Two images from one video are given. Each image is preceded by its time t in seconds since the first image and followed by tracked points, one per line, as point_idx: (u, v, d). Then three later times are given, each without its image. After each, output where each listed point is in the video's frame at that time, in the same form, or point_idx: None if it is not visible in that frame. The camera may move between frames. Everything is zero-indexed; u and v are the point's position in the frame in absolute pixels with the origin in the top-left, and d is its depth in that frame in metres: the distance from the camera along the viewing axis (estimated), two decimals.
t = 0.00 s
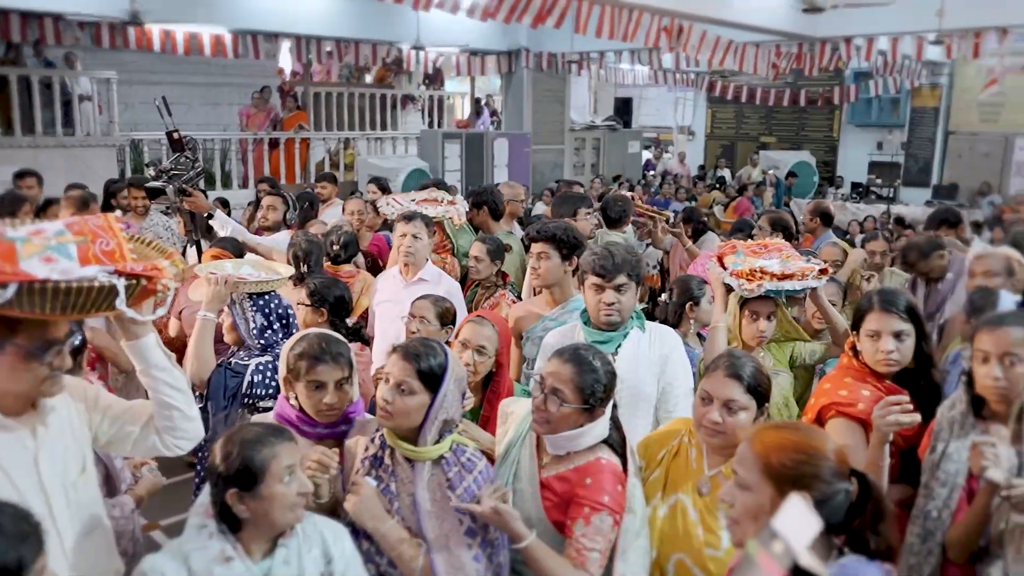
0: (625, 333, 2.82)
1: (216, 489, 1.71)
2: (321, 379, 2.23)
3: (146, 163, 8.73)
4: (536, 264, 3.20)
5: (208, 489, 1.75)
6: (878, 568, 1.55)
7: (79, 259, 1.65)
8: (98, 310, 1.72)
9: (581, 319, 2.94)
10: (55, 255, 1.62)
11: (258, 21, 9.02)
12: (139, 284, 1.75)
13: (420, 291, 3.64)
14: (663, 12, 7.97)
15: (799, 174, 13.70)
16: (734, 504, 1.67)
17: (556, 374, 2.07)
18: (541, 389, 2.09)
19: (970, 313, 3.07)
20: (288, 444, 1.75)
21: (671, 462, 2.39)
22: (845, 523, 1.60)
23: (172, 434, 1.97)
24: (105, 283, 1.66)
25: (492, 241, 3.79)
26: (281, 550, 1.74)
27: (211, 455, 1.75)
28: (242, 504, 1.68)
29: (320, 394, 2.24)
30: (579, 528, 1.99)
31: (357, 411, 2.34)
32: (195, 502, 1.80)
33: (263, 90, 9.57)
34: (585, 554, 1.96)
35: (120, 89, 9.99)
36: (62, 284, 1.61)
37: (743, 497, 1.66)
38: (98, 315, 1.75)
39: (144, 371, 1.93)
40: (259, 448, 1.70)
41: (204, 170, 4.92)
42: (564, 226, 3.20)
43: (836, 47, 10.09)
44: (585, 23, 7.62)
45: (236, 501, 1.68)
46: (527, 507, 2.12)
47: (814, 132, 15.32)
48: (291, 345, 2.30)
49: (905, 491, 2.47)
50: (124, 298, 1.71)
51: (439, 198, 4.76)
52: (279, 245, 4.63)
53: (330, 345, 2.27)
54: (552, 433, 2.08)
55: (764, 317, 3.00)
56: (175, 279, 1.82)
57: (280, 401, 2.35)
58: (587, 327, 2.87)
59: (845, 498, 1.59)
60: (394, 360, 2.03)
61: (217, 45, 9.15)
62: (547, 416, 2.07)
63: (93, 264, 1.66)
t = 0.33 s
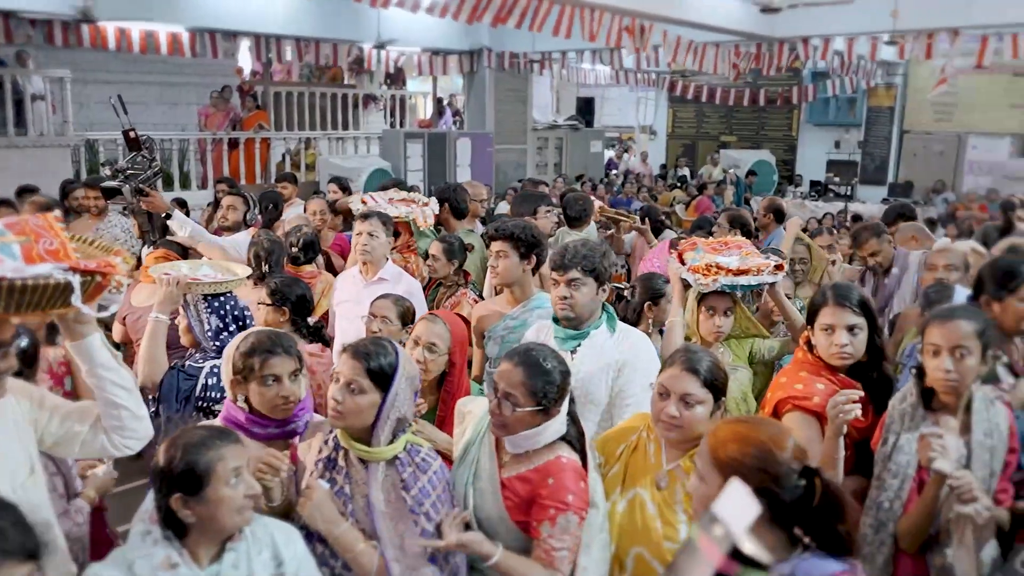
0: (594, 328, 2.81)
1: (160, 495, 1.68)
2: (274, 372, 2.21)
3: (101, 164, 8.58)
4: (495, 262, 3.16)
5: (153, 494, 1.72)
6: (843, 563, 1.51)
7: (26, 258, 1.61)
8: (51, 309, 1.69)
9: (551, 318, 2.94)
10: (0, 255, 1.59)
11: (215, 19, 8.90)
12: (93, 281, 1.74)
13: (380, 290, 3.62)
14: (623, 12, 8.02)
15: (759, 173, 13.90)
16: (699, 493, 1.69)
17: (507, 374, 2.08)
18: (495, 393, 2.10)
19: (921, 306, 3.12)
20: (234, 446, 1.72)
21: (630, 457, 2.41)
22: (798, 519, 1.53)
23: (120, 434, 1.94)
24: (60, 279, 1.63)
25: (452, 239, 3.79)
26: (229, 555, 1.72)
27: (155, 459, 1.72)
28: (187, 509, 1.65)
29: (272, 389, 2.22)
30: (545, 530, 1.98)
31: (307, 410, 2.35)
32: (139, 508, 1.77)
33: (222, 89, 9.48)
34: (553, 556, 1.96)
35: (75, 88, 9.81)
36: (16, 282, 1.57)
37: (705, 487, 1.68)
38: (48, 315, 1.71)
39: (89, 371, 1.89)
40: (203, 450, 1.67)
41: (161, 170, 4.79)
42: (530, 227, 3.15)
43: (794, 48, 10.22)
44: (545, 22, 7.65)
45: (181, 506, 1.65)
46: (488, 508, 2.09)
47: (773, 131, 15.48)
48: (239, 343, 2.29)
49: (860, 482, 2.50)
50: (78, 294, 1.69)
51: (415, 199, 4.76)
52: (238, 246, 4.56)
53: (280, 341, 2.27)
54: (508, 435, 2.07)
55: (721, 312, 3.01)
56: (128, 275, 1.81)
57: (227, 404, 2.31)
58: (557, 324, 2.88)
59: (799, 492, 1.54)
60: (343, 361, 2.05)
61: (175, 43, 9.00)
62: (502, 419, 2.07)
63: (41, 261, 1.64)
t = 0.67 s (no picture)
0: (563, 327, 2.78)
1: (100, 504, 1.64)
2: (233, 366, 2.19)
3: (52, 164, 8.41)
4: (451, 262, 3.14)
5: (93, 501, 1.68)
6: (800, 559, 1.54)
7: None
8: None
9: (524, 318, 2.93)
10: None
11: (170, 16, 8.75)
12: (38, 279, 1.84)
13: (338, 290, 3.58)
14: (582, 11, 8.05)
15: (719, 170, 14.08)
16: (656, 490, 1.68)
17: (460, 374, 2.06)
18: (448, 391, 2.08)
19: (873, 301, 3.17)
20: (176, 451, 1.68)
21: (587, 454, 2.41)
22: (755, 516, 1.53)
23: (63, 434, 1.90)
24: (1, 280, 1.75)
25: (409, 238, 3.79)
26: (172, 563, 1.69)
27: (95, 465, 1.68)
28: (128, 516, 1.62)
29: (228, 385, 2.19)
30: (504, 531, 1.97)
31: (260, 411, 2.32)
32: (79, 516, 1.73)
33: (178, 87, 9.33)
34: (512, 557, 1.95)
35: (26, 86, 9.60)
36: None
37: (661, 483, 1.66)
38: None
39: (31, 371, 1.85)
40: (145, 455, 1.63)
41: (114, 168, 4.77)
42: (484, 224, 3.13)
43: (751, 47, 10.34)
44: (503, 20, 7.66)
45: (122, 513, 1.62)
46: (444, 510, 2.07)
47: (732, 130, 15.65)
48: (191, 342, 2.27)
49: (816, 475, 2.51)
50: (22, 293, 1.81)
51: (379, 199, 4.73)
52: (195, 245, 4.49)
53: (233, 338, 2.25)
54: (462, 434, 2.05)
55: (679, 308, 3.01)
56: (72, 273, 1.91)
57: (177, 406, 2.26)
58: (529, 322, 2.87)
59: (758, 491, 1.53)
60: (285, 364, 2.02)
61: (128, 41, 8.76)
62: (454, 417, 2.05)
63: None
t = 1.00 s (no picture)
0: (530, 327, 2.70)
1: (41, 511, 1.60)
2: (202, 364, 2.18)
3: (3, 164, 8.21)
4: (409, 260, 3.11)
5: (33, 508, 1.63)
6: (758, 552, 1.51)
7: None
8: None
9: (490, 317, 2.84)
10: None
11: (125, 13, 8.58)
12: None
13: (297, 289, 3.54)
14: (542, 9, 8.07)
15: (681, 169, 14.21)
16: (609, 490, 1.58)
17: (420, 372, 2.04)
18: (405, 388, 2.05)
19: (832, 294, 3.21)
20: (121, 455, 1.64)
21: (548, 453, 2.39)
22: (719, 507, 1.53)
23: (11, 441, 1.85)
24: None
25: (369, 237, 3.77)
26: (117, 571, 1.65)
27: (34, 472, 1.63)
28: (70, 524, 1.58)
29: (196, 384, 2.17)
30: (464, 531, 1.96)
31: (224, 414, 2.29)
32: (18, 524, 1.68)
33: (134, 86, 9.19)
34: (473, 558, 1.94)
35: None
36: None
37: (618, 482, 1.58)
38: None
39: None
40: (87, 460, 1.59)
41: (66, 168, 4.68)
42: (441, 223, 3.11)
43: (711, 46, 10.43)
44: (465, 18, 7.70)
45: (64, 521, 1.58)
46: (401, 512, 2.04)
47: (693, 129, 15.81)
48: (156, 340, 2.24)
49: (775, 469, 2.52)
50: None
51: (341, 198, 4.66)
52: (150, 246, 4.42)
53: (201, 335, 2.23)
54: (419, 432, 2.04)
55: (639, 304, 3.02)
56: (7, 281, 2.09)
57: (141, 405, 2.21)
58: (495, 322, 2.78)
59: (724, 482, 1.53)
60: (237, 365, 1.98)
61: (81, 37, 8.58)
62: (411, 414, 2.03)
63: None
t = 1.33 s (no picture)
0: (494, 324, 2.67)
1: None
2: (175, 363, 2.14)
3: None
4: (368, 257, 3.08)
5: None
6: (713, 540, 1.50)
7: None
8: None
9: (451, 313, 2.81)
10: None
11: (80, 10, 8.42)
12: None
13: (256, 289, 3.50)
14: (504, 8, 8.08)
15: (644, 168, 14.29)
16: (569, 482, 1.56)
17: (386, 371, 2.03)
18: (370, 386, 2.05)
19: (792, 289, 3.24)
20: (63, 462, 1.61)
21: (510, 451, 2.38)
22: (676, 500, 1.53)
23: None
24: None
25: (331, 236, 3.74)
26: None
27: None
28: (12, 534, 1.54)
29: (170, 381, 2.13)
30: (430, 530, 1.96)
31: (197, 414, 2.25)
32: None
33: (89, 85, 9.03)
34: (439, 557, 1.94)
35: None
36: None
37: (578, 474, 1.56)
38: None
39: None
40: (27, 469, 1.55)
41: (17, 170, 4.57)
42: (400, 221, 3.08)
43: (673, 46, 10.51)
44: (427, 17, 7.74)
45: (5, 531, 1.54)
46: (365, 511, 2.02)
47: (656, 128, 15.92)
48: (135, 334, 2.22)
49: (736, 463, 2.52)
50: None
51: (303, 198, 4.62)
52: (104, 249, 4.33)
53: (178, 334, 2.20)
54: (382, 431, 2.05)
55: (600, 302, 3.03)
56: None
57: (117, 402, 2.19)
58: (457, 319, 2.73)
59: (681, 476, 1.53)
60: (205, 365, 1.94)
61: (34, 35, 8.41)
62: (376, 412, 2.04)
63: None
